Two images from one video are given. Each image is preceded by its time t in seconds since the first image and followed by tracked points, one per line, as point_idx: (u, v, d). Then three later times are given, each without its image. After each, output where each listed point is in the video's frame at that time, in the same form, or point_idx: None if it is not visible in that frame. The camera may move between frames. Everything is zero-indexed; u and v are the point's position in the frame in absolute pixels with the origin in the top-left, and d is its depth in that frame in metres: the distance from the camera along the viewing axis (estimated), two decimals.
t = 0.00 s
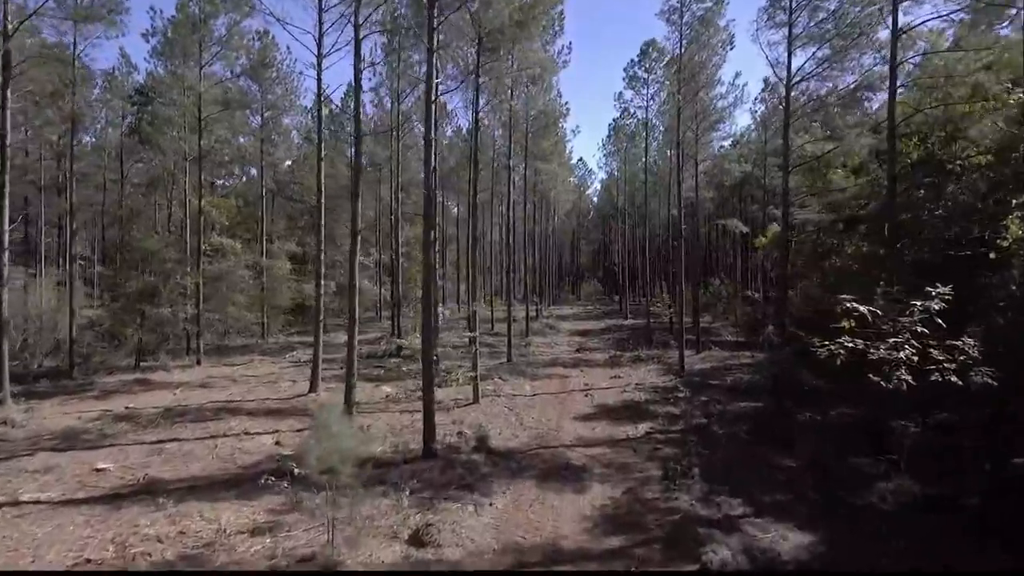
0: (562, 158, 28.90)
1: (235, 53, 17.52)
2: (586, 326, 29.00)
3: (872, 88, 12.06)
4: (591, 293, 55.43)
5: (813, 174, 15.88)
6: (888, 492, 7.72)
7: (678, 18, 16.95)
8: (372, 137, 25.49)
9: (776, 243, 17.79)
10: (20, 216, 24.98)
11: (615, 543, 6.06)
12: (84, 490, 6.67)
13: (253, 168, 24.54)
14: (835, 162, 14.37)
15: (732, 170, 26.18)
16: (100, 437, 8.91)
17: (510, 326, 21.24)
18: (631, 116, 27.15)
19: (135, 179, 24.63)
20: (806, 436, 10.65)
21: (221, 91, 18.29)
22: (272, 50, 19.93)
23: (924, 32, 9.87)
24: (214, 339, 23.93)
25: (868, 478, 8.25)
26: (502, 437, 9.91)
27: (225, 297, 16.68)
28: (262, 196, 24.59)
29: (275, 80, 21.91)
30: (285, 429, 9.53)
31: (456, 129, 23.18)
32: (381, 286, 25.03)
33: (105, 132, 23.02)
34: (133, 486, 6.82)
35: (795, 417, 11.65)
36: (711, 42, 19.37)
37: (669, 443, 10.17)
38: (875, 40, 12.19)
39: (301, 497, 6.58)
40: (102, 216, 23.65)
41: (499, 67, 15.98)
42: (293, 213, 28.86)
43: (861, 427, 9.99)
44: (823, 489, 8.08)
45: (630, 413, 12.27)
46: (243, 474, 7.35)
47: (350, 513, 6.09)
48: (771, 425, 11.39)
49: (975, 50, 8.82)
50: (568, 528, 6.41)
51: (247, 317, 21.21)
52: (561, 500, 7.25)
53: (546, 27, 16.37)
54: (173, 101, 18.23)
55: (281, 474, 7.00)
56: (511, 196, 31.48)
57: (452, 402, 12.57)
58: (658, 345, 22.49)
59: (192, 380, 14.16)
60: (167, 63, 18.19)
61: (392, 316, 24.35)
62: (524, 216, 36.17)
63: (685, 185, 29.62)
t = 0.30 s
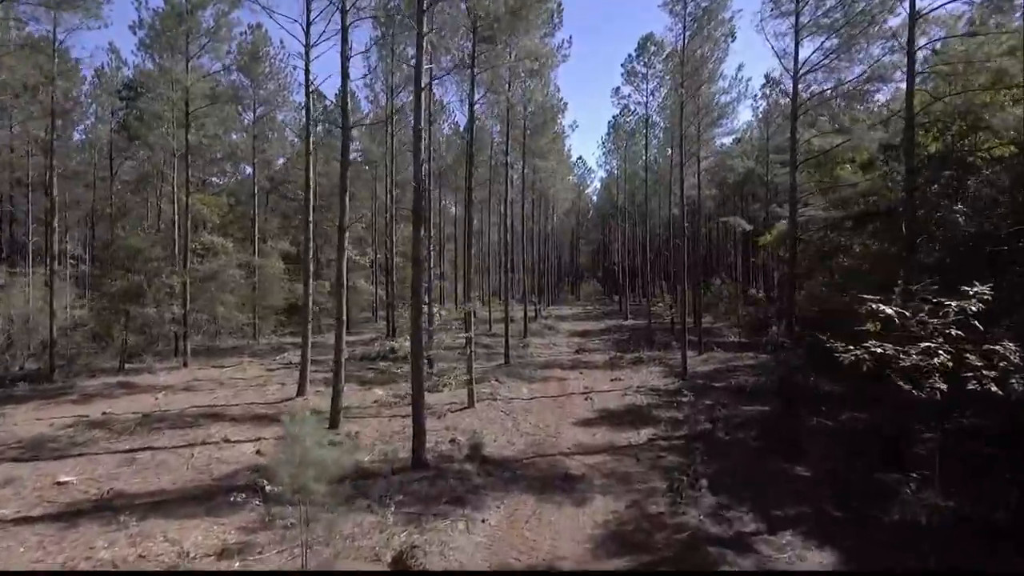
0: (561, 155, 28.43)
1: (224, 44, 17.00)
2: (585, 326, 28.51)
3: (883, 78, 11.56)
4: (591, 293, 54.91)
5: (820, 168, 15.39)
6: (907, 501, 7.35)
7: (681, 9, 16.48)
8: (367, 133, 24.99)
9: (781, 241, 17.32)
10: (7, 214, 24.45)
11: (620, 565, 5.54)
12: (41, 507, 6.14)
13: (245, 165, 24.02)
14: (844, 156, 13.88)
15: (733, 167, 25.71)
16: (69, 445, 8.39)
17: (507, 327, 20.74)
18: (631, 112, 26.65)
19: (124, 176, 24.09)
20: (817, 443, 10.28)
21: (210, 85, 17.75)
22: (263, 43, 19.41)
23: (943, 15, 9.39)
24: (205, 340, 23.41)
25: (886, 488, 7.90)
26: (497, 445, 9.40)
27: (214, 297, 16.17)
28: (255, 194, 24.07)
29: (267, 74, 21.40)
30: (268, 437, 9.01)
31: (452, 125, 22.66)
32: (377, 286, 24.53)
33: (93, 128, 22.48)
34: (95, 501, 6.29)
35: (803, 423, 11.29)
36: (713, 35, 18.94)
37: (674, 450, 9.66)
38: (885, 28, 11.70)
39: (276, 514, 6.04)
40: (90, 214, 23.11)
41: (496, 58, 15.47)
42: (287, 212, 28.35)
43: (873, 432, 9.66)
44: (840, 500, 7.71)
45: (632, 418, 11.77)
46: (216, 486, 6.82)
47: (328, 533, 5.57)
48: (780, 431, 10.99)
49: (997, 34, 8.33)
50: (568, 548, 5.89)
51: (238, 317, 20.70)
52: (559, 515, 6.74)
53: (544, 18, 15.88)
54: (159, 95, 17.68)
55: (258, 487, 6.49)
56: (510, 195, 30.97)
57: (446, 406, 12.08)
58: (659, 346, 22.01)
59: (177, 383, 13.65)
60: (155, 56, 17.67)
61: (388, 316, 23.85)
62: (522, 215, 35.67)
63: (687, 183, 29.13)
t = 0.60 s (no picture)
0: (559, 152, 27.95)
1: (211, 36, 16.47)
2: (585, 327, 28.03)
3: (896, 67, 11.06)
4: (590, 293, 54.41)
5: (826, 161, 14.91)
6: (932, 516, 6.90)
7: None
8: (361, 130, 24.49)
9: (787, 239, 16.84)
10: None
11: None
12: None
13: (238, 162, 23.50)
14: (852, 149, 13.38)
15: (735, 164, 25.24)
16: (34, 455, 7.89)
17: (505, 327, 20.25)
18: (632, 109, 26.14)
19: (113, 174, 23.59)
20: (831, 451, 9.88)
21: (198, 78, 17.22)
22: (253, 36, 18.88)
23: None
24: (196, 340, 22.88)
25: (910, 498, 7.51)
26: (492, 453, 8.89)
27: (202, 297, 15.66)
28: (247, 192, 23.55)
29: (259, 69, 20.89)
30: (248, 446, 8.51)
31: (449, 121, 22.18)
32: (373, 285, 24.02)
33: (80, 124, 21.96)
34: (50, 520, 5.79)
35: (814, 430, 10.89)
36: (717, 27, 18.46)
37: (678, 458, 9.17)
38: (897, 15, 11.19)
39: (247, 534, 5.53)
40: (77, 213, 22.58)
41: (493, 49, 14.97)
42: (282, 211, 27.85)
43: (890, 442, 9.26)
44: (863, 512, 7.29)
45: (634, 423, 11.28)
46: (185, 503, 6.32)
47: (302, 557, 5.05)
48: (791, 437, 10.56)
49: None
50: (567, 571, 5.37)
51: (229, 318, 20.21)
52: (558, 533, 6.23)
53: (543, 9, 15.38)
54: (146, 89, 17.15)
55: (229, 503, 5.98)
56: (508, 193, 30.47)
57: (440, 411, 11.59)
58: (661, 347, 21.53)
59: (160, 386, 13.15)
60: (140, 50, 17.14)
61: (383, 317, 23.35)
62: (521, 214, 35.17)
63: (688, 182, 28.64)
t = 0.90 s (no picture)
0: (559, 150, 27.44)
1: (199, 28, 15.95)
2: (585, 328, 27.54)
3: (910, 57, 10.52)
4: (590, 294, 53.88)
5: (836, 156, 14.36)
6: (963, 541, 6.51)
7: None
8: (356, 127, 23.98)
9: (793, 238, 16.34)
10: None
11: None
12: None
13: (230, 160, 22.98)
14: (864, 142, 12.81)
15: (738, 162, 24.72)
16: None
17: (502, 328, 19.75)
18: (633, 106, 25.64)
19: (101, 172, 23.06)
20: (845, 465, 9.41)
21: (186, 72, 16.66)
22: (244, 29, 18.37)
23: None
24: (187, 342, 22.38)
25: (941, 529, 7.03)
26: (486, 463, 8.38)
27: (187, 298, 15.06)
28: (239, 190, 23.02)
29: (251, 64, 20.39)
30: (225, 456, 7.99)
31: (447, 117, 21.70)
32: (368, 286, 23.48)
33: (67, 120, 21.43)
34: None
35: (827, 440, 10.43)
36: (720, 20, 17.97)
37: (684, 468, 8.66)
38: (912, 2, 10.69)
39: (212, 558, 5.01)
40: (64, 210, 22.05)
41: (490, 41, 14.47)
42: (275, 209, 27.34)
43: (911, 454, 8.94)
44: (887, 535, 6.83)
45: (636, 429, 10.78)
46: (150, 521, 5.81)
47: None
48: (801, 447, 10.09)
49: None
50: None
51: (219, 318, 19.69)
52: (557, 553, 5.72)
53: None
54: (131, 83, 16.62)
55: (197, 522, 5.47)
56: (507, 192, 29.99)
57: (433, 417, 11.09)
58: (662, 349, 21.04)
59: (142, 390, 12.64)
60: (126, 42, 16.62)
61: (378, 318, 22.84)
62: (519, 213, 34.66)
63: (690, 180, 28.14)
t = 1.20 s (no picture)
0: (557, 147, 26.89)
1: (185, 18, 15.41)
2: (584, 329, 27.03)
3: (929, 45, 9.97)
4: (590, 294, 53.35)
5: (846, 149, 13.76)
6: (997, 564, 6.05)
7: None
8: (353, 124, 23.52)
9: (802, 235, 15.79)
10: None
11: None
12: None
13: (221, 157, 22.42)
14: (877, 134, 12.23)
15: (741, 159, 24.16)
16: None
17: (500, 328, 19.21)
18: (633, 103, 25.13)
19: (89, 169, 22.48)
20: (862, 476, 8.91)
21: (173, 64, 16.14)
22: (233, 21, 17.84)
23: None
24: (176, 343, 21.84)
25: (973, 548, 6.51)
26: (480, 475, 7.85)
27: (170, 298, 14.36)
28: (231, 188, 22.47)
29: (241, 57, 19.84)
30: (199, 467, 7.43)
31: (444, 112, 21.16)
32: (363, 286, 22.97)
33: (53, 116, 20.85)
34: None
35: (841, 449, 9.92)
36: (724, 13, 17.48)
37: (692, 479, 8.12)
38: None
39: None
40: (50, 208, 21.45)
41: (486, 29, 13.96)
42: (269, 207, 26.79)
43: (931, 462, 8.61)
44: (915, 556, 6.30)
45: (639, 436, 10.25)
46: (106, 543, 5.26)
47: None
48: (814, 457, 9.58)
49: None
50: None
51: (209, 318, 19.15)
52: None
53: None
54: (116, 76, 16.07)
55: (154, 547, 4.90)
56: (505, 190, 29.46)
57: (426, 423, 10.57)
58: (664, 350, 20.54)
59: (122, 395, 12.07)
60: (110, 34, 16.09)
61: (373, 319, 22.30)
62: (517, 212, 34.12)
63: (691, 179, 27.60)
